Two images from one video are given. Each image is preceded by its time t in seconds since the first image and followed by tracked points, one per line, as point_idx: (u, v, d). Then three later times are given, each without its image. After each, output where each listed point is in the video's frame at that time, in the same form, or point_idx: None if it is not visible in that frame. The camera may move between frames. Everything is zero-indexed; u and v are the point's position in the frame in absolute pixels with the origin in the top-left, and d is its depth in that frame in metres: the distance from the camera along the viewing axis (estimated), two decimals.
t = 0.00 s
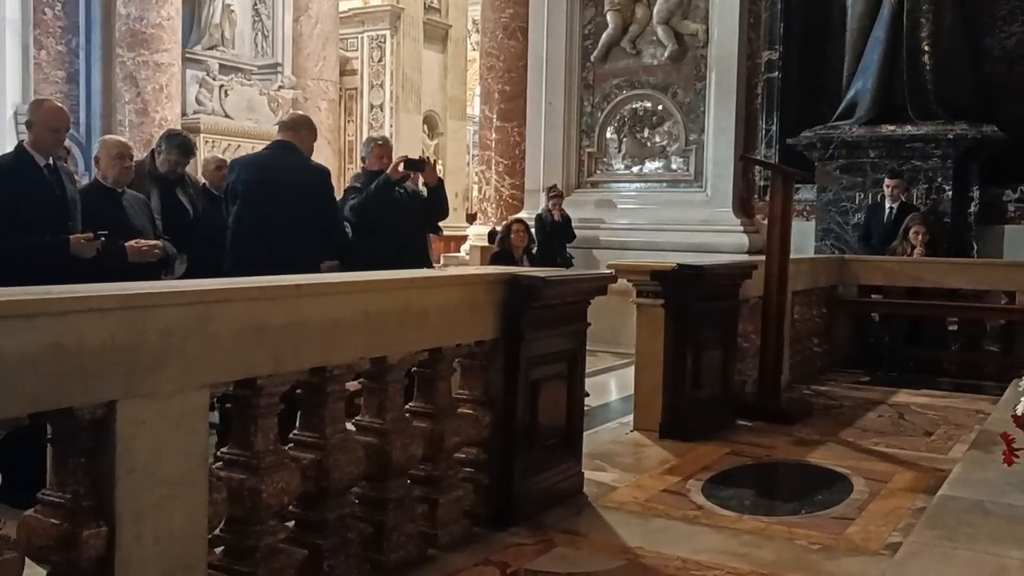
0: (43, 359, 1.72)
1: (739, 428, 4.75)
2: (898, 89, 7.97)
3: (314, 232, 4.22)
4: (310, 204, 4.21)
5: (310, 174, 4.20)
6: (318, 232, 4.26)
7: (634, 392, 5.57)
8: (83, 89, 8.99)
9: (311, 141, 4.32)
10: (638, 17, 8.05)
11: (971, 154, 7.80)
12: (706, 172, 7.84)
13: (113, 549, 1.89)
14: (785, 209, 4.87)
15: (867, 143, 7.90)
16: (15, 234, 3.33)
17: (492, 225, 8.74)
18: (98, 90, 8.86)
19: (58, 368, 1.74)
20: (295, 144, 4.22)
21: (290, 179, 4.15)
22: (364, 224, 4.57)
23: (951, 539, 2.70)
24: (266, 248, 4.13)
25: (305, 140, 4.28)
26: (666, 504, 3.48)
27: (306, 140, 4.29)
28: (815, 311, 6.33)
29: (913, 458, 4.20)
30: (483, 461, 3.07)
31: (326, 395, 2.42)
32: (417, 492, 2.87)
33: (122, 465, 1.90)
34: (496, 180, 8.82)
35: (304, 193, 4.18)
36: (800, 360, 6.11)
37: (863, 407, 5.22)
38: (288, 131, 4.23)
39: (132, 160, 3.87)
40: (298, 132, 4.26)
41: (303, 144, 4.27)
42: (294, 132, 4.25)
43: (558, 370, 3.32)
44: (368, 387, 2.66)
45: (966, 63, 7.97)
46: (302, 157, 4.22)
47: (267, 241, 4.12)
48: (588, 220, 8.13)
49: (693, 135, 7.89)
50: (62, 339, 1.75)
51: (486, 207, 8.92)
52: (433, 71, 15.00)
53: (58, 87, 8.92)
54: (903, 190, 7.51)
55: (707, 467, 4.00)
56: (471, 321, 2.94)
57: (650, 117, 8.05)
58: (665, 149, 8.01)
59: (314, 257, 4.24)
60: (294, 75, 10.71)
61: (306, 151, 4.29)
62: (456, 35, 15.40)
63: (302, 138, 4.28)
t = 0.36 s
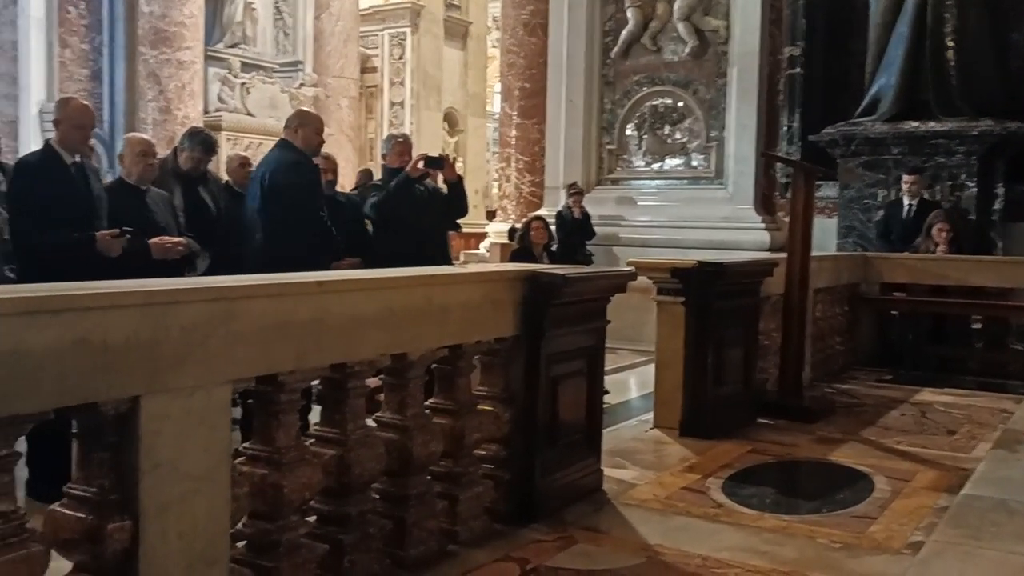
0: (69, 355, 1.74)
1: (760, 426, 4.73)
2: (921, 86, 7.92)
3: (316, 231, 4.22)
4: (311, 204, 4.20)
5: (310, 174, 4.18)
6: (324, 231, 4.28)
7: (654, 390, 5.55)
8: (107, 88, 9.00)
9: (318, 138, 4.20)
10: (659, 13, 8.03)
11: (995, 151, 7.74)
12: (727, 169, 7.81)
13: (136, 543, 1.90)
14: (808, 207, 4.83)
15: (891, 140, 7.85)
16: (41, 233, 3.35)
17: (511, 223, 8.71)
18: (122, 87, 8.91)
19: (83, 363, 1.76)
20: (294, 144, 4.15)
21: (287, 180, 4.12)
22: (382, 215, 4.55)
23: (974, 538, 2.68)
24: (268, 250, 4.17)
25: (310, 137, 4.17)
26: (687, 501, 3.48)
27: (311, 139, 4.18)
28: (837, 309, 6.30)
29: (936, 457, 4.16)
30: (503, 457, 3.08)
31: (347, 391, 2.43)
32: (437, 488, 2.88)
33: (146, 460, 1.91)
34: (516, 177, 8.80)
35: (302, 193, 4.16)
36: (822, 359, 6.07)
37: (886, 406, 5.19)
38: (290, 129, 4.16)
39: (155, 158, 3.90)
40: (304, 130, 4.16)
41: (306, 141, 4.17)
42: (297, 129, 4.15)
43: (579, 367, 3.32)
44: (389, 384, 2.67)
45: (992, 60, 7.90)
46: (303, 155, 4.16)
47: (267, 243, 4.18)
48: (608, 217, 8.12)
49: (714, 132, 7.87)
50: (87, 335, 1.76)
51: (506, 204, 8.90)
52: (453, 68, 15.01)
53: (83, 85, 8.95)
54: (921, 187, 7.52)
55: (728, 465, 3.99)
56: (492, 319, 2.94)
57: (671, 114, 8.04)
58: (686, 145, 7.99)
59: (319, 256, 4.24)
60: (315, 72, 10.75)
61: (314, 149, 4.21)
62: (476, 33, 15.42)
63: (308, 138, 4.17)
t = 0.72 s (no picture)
0: (97, 351, 1.75)
1: (786, 425, 4.70)
2: (951, 82, 7.82)
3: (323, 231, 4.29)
4: (316, 203, 4.29)
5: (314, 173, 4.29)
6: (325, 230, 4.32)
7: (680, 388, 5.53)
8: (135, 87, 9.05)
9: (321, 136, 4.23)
10: (685, 10, 7.99)
11: None
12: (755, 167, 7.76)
13: (164, 537, 1.92)
14: (836, 204, 4.79)
15: (920, 136, 7.76)
16: (72, 228, 3.37)
17: (537, 221, 8.70)
18: (151, 87, 8.93)
19: (112, 359, 1.78)
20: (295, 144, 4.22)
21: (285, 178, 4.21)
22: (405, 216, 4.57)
23: (1005, 540, 2.64)
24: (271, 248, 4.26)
25: (309, 137, 4.20)
26: (713, 501, 3.46)
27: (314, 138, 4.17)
28: (865, 308, 6.24)
29: (966, 458, 4.11)
30: (528, 455, 3.08)
31: (373, 387, 2.44)
32: (462, 485, 2.89)
33: (175, 455, 1.93)
34: (541, 175, 8.79)
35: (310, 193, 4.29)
36: (849, 358, 6.02)
37: (915, 405, 5.13)
38: (295, 130, 4.27)
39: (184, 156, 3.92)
40: (303, 129, 4.18)
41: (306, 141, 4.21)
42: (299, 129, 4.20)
43: (604, 365, 3.31)
44: (415, 380, 2.67)
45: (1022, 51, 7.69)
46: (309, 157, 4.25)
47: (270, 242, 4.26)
48: (633, 215, 8.09)
49: (741, 128, 7.82)
50: (115, 330, 1.78)
51: (531, 202, 8.89)
52: (478, 66, 15.01)
53: (112, 83, 9.03)
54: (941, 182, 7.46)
55: (754, 465, 3.96)
56: (517, 316, 2.94)
57: (697, 111, 8.00)
58: (712, 143, 7.94)
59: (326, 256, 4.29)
60: (341, 71, 10.79)
61: (324, 150, 4.32)
62: (502, 30, 15.40)
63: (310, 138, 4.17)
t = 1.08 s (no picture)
0: (129, 349, 1.78)
1: (816, 425, 4.67)
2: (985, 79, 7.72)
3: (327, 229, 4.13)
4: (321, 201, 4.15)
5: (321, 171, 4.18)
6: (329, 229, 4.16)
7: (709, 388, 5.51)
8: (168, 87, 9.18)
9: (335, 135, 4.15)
10: (714, 8, 7.96)
11: None
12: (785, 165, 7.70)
13: (196, 533, 1.95)
14: (867, 204, 4.75)
15: (953, 134, 7.72)
16: (105, 229, 3.44)
17: (565, 220, 8.69)
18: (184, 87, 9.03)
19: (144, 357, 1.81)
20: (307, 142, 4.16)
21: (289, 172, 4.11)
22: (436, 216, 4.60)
23: None
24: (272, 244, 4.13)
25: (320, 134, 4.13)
26: (741, 500, 3.45)
27: (330, 137, 4.13)
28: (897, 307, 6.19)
29: (998, 459, 4.07)
30: (555, 454, 3.09)
31: (402, 386, 2.46)
32: (490, 484, 2.90)
33: (207, 452, 1.96)
34: (569, 174, 8.74)
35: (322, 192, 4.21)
36: (880, 358, 5.97)
37: (947, 406, 5.08)
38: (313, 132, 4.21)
39: (216, 155, 3.98)
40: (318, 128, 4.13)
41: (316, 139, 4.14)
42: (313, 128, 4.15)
43: (632, 364, 3.31)
44: (443, 378, 2.69)
45: None
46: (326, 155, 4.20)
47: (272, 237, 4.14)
48: (662, 213, 8.08)
49: (771, 127, 7.77)
50: (147, 328, 1.81)
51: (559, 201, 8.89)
52: (507, 64, 15.02)
53: (145, 83, 9.08)
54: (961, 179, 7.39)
55: (783, 465, 3.95)
56: (545, 315, 2.95)
57: (727, 109, 7.97)
58: (742, 141, 7.90)
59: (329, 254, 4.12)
60: (371, 69, 10.84)
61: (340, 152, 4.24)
62: (530, 28, 15.40)
63: (325, 136, 4.11)
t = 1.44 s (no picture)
0: (163, 345, 1.79)
1: (848, 426, 4.63)
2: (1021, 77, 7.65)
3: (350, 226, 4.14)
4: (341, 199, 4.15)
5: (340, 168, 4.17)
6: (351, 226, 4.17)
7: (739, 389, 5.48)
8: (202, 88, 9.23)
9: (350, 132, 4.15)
10: (746, 5, 7.90)
11: None
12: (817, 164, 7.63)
13: (228, 529, 1.96)
14: (900, 204, 4.71)
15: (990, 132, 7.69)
16: (142, 229, 3.47)
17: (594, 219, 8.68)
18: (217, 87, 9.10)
19: (178, 354, 1.82)
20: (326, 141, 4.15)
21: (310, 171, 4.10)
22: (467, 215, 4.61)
23: None
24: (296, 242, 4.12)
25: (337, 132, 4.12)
26: (772, 502, 3.42)
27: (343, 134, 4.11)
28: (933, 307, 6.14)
29: None
30: (584, 454, 3.08)
31: (432, 384, 2.46)
32: (519, 483, 2.90)
33: (239, 447, 1.97)
34: (599, 172, 8.76)
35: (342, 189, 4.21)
36: (914, 358, 5.90)
37: (983, 407, 5.02)
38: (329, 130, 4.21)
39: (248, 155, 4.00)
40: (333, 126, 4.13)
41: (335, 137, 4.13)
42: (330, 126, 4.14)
43: (661, 364, 3.29)
44: (471, 378, 2.69)
45: None
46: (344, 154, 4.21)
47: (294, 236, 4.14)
48: (693, 212, 8.04)
49: (803, 125, 7.70)
50: (181, 326, 1.82)
51: (589, 200, 8.88)
52: (536, 63, 15.03)
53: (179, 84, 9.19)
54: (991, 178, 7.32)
55: (815, 466, 3.91)
56: (573, 315, 2.94)
57: (758, 107, 7.90)
58: (774, 139, 7.83)
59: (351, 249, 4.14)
60: (401, 69, 10.89)
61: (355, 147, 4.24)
62: (560, 27, 15.40)
63: (341, 134, 4.11)
